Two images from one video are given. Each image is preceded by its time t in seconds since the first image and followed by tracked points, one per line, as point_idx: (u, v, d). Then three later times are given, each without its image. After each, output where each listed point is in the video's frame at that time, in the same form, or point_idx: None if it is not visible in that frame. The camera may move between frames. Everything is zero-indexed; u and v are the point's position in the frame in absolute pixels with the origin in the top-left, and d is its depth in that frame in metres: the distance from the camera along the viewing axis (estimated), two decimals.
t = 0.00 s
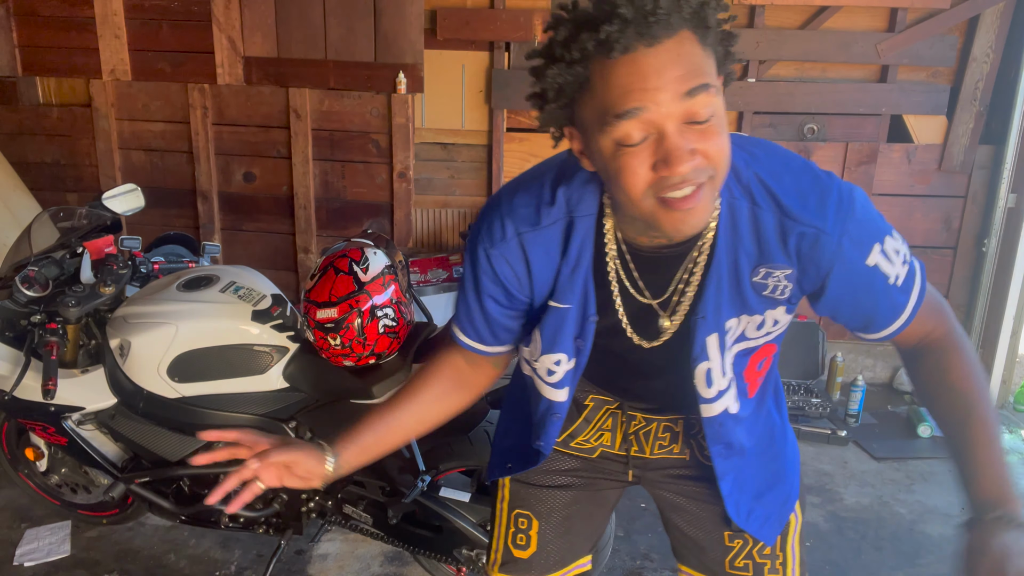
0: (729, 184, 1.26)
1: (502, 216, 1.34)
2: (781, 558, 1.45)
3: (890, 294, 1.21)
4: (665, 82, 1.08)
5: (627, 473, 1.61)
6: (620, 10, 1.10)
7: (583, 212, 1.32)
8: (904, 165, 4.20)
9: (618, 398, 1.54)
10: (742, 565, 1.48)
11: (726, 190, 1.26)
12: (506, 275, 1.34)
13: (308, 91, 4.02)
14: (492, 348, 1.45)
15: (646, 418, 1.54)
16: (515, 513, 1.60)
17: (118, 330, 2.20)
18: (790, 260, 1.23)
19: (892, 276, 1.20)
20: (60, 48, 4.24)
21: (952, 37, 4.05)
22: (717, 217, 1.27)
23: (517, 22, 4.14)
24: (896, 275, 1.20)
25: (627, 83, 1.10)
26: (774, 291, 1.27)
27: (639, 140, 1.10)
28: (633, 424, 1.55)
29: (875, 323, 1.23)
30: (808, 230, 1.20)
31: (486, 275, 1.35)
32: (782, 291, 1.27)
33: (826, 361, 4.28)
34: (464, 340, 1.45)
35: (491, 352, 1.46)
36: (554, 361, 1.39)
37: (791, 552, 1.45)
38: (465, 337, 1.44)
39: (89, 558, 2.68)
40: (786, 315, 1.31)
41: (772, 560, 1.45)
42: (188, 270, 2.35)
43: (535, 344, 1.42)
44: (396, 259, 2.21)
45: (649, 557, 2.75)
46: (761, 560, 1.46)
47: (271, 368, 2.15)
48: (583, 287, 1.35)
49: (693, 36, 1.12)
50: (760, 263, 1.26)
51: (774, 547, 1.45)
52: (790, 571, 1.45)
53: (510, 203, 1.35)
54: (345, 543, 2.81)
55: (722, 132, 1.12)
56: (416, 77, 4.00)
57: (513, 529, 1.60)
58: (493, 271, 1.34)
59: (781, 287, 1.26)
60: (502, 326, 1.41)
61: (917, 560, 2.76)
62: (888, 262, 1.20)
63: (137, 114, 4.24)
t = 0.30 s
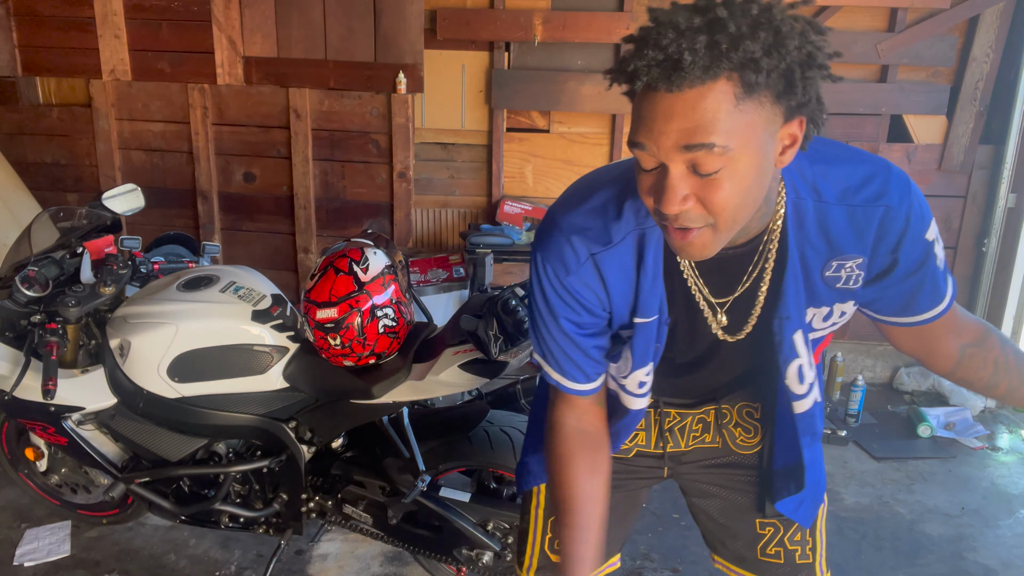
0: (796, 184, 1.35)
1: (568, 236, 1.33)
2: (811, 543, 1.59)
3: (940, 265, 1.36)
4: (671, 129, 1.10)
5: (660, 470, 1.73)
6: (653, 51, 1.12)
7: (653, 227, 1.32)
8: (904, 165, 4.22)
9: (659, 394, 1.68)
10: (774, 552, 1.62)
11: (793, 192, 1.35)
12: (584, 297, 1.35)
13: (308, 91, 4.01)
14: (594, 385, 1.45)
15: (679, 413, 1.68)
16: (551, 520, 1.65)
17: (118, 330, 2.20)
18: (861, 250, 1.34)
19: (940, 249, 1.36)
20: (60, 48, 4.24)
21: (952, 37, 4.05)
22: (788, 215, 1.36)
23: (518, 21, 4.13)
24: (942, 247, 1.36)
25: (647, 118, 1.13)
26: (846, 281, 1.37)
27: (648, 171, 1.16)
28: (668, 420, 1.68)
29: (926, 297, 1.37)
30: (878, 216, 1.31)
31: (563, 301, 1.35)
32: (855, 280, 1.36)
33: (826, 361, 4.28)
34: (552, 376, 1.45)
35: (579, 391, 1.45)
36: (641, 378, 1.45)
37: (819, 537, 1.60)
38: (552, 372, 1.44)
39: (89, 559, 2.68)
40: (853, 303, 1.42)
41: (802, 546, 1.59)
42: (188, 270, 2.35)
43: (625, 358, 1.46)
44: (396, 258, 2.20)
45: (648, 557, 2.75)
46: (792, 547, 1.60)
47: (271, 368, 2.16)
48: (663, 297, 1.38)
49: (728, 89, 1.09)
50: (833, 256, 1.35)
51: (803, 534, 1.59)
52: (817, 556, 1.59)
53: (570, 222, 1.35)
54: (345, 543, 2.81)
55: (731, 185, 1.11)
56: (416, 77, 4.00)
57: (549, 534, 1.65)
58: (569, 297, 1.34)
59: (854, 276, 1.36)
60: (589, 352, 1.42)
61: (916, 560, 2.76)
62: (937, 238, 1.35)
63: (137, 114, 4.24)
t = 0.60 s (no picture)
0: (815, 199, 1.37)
1: (600, 223, 1.29)
2: (808, 532, 1.60)
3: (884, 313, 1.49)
4: (745, 113, 1.09)
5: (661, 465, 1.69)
6: (739, 31, 1.11)
7: (683, 220, 1.31)
8: (904, 165, 4.21)
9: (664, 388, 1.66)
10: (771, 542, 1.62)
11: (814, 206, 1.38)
12: (622, 287, 1.31)
13: (308, 91, 4.01)
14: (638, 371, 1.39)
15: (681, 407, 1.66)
16: (556, 515, 1.64)
17: (118, 330, 2.20)
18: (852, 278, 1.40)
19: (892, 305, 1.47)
20: (60, 48, 4.24)
21: (952, 37, 4.06)
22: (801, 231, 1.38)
23: (517, 21, 4.13)
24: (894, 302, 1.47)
25: (720, 99, 1.11)
26: (831, 299, 1.45)
27: (705, 151, 1.14)
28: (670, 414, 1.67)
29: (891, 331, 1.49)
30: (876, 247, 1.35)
31: (602, 291, 1.30)
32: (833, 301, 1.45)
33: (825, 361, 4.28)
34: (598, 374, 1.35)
35: (637, 376, 1.36)
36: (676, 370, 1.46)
37: (817, 528, 1.62)
38: (601, 368, 1.34)
39: (89, 558, 2.68)
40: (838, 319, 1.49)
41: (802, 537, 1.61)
42: (188, 269, 2.35)
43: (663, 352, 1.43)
44: (396, 258, 2.20)
45: (648, 557, 2.75)
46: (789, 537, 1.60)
47: (271, 368, 2.15)
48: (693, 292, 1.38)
49: (807, 86, 1.08)
50: (828, 276, 1.41)
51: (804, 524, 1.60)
52: (816, 546, 1.61)
53: (601, 208, 1.31)
54: (345, 543, 2.81)
55: (788, 177, 1.10)
56: (416, 77, 4.00)
57: (555, 529, 1.64)
58: (604, 286, 1.30)
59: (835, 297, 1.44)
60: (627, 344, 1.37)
61: (917, 560, 2.76)
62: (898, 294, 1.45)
63: (137, 114, 4.24)
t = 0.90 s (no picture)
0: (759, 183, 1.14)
1: (539, 190, 1.16)
2: (780, 537, 1.49)
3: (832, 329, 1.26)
4: (722, 60, 0.96)
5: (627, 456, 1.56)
6: None
7: (627, 193, 1.15)
8: (904, 166, 4.20)
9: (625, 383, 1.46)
10: (742, 546, 1.51)
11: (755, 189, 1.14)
12: (547, 259, 1.18)
13: (308, 91, 4.01)
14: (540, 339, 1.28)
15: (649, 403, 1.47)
16: (527, 499, 1.55)
17: (118, 330, 2.20)
18: (793, 274, 1.19)
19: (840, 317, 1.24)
20: (60, 48, 4.24)
21: (952, 37, 4.05)
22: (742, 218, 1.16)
23: (517, 21, 4.13)
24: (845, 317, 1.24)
25: (694, 41, 0.97)
26: (770, 297, 1.23)
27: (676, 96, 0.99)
28: (637, 409, 1.48)
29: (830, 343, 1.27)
30: (823, 247, 1.15)
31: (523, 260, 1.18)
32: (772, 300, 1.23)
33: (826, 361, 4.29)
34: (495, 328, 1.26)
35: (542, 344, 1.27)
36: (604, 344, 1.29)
37: (788, 533, 1.50)
38: (493, 319, 1.25)
39: (89, 558, 2.68)
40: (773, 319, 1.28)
41: (770, 540, 1.49)
42: (188, 270, 2.35)
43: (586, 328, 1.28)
44: (396, 258, 2.20)
45: (649, 557, 2.74)
46: (761, 541, 1.50)
47: (271, 368, 2.16)
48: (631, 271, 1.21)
49: (779, 42, 0.96)
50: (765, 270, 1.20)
51: (772, 527, 1.49)
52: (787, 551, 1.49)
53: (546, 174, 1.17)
54: (345, 543, 2.81)
55: (755, 133, 0.98)
56: (416, 77, 4.00)
57: (524, 514, 1.54)
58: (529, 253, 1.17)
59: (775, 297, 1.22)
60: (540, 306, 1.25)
61: (916, 560, 2.76)
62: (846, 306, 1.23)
63: (137, 114, 4.24)
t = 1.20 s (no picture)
0: (689, 175, 1.29)
1: (480, 186, 1.39)
2: (748, 543, 1.53)
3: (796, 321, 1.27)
4: (627, 45, 1.15)
5: (594, 445, 1.67)
6: None
7: (554, 185, 1.35)
8: (904, 165, 4.19)
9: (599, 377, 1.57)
10: (710, 548, 1.58)
11: (685, 181, 1.28)
12: (483, 243, 1.40)
13: (308, 91, 4.01)
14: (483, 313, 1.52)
15: (622, 401, 1.58)
16: (506, 489, 1.69)
17: (118, 330, 2.19)
18: (735, 261, 1.26)
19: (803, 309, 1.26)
20: (60, 48, 4.24)
21: (952, 37, 4.05)
22: (674, 209, 1.29)
23: (518, 21, 4.13)
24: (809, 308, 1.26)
25: (597, 36, 1.16)
26: (718, 288, 1.29)
27: (593, 88, 1.17)
28: (610, 405, 1.60)
29: (781, 339, 1.30)
30: (753, 236, 1.22)
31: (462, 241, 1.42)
32: (723, 290, 1.29)
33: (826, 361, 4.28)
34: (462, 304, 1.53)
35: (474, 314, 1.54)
36: (525, 325, 1.43)
37: (759, 540, 1.53)
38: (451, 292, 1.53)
39: (88, 558, 2.68)
40: (725, 312, 1.34)
41: (740, 545, 1.54)
42: (188, 269, 2.35)
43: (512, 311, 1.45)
44: (396, 258, 2.20)
45: (649, 557, 2.75)
46: (729, 544, 1.55)
47: (271, 368, 2.16)
48: (554, 257, 1.38)
49: (671, 22, 1.17)
50: (707, 260, 1.28)
51: (742, 532, 1.53)
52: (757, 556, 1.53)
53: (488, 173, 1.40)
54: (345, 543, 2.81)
55: (669, 112, 1.16)
56: (416, 77, 4.00)
57: (503, 503, 1.69)
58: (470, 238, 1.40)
59: (723, 287, 1.29)
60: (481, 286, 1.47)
61: (916, 560, 2.76)
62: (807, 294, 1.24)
63: (138, 114, 4.24)
